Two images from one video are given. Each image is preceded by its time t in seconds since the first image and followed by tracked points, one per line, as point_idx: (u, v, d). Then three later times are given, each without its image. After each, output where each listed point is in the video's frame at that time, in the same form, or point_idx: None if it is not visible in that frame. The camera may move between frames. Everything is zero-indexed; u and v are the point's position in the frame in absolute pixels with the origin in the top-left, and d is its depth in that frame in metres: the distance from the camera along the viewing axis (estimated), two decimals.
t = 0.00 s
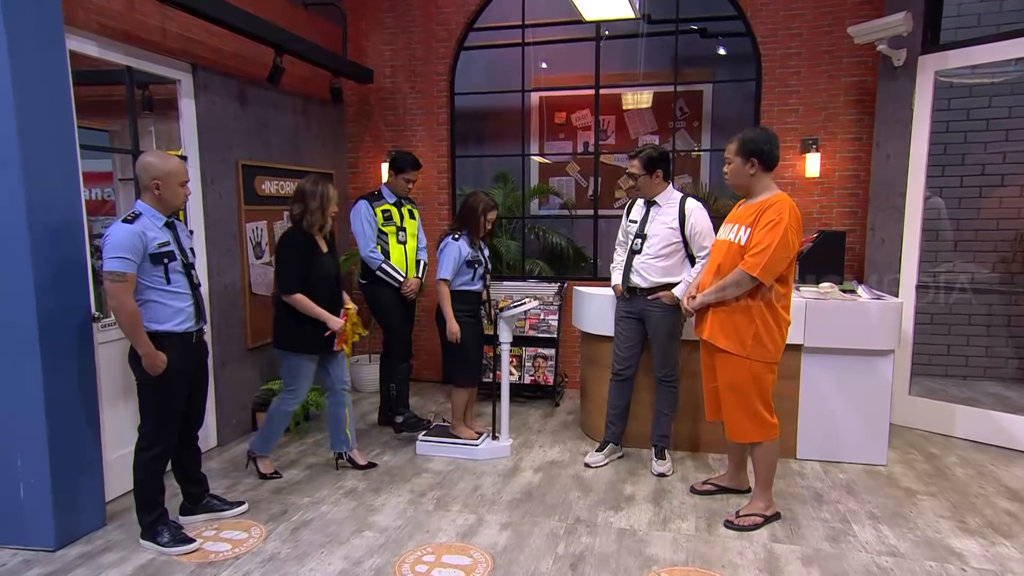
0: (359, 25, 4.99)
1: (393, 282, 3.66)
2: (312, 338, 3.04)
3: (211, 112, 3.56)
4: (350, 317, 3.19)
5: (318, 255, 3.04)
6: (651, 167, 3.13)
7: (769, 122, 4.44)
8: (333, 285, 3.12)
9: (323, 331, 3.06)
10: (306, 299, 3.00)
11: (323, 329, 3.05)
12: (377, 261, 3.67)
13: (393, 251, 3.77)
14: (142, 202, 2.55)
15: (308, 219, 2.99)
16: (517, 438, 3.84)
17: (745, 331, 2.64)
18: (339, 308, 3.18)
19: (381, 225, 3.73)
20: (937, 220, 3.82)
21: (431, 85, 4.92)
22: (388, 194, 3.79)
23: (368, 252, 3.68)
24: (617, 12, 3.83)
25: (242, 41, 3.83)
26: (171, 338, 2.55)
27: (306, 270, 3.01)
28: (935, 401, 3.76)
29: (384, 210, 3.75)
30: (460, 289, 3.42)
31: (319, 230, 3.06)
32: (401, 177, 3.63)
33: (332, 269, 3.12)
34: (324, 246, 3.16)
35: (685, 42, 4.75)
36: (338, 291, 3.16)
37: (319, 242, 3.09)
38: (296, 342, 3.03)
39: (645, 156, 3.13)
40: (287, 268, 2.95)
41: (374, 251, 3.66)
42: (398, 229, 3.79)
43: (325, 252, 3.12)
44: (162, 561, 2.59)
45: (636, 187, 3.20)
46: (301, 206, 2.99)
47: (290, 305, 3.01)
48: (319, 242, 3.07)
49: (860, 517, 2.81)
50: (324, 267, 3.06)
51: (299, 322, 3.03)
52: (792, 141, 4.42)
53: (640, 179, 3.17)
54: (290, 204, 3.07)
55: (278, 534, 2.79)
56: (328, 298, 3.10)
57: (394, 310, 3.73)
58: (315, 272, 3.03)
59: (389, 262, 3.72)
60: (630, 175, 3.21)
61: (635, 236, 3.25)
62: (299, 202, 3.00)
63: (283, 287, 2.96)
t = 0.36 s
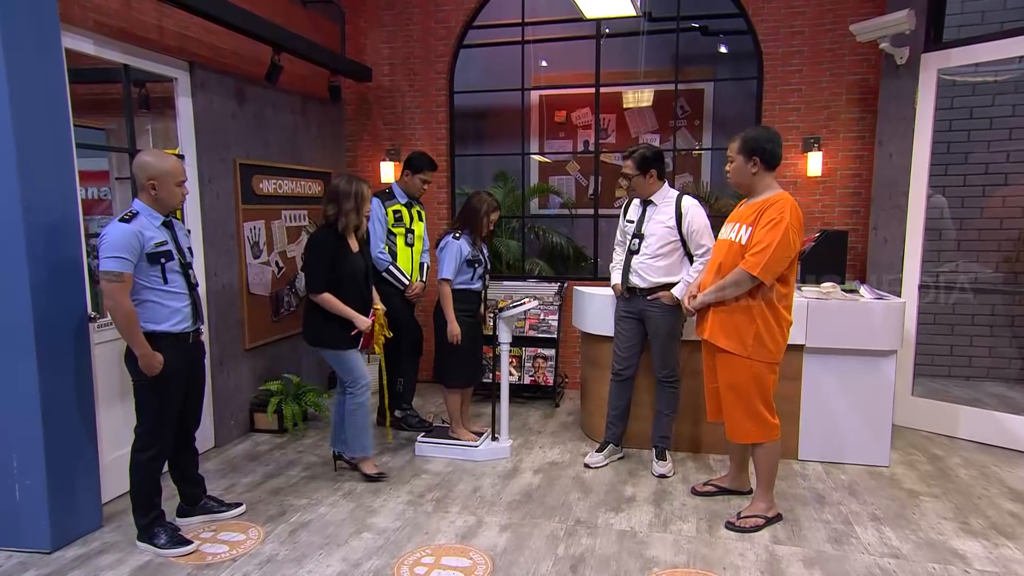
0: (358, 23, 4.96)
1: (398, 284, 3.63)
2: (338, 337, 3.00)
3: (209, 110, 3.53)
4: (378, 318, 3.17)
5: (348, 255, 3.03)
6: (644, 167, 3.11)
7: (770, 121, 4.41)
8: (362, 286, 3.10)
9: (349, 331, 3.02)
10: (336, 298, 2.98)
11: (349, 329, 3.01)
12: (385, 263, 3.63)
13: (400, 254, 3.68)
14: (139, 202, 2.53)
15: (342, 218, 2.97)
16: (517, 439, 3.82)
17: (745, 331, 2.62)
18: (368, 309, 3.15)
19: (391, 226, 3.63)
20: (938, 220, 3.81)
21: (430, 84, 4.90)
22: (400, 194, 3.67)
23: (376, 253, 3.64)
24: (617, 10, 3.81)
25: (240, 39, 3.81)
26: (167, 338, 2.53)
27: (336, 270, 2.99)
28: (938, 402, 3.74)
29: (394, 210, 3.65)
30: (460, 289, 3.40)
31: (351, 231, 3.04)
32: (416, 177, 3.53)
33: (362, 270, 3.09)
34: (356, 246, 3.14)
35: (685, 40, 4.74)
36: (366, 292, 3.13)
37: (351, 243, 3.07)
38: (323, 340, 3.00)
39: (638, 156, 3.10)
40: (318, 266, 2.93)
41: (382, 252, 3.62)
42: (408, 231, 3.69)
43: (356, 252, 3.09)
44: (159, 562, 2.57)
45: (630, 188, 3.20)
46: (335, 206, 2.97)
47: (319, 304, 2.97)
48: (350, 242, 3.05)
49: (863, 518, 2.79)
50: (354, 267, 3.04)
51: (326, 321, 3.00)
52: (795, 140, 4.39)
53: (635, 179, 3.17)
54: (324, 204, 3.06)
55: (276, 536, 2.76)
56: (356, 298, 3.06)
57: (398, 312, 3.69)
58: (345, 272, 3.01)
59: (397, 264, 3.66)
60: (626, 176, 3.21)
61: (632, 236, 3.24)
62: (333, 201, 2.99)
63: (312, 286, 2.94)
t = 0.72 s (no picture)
0: (356, 23, 4.96)
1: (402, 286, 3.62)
2: (366, 339, 2.94)
3: (208, 109, 3.53)
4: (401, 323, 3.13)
5: (380, 257, 2.97)
6: (618, 169, 3.12)
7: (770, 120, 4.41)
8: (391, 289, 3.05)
9: (376, 333, 2.96)
10: (365, 300, 2.92)
11: (378, 332, 2.95)
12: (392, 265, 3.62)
13: (406, 257, 3.65)
14: (138, 202, 2.53)
15: (377, 219, 2.93)
16: (516, 438, 3.82)
17: (745, 330, 2.62)
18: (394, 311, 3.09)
19: (400, 227, 3.59)
20: (937, 220, 3.82)
21: (430, 83, 4.90)
22: (411, 195, 3.63)
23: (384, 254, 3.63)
24: (617, 9, 3.81)
25: (239, 38, 3.81)
26: (166, 338, 2.52)
27: (368, 271, 2.94)
28: (937, 401, 3.74)
29: (404, 211, 3.62)
30: (456, 288, 3.39)
31: (383, 234, 3.00)
32: (429, 179, 3.44)
33: (390, 272, 3.05)
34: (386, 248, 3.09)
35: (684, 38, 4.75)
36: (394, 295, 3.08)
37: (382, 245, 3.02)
38: (350, 342, 2.94)
39: (610, 159, 3.13)
40: (350, 267, 2.87)
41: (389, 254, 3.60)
42: (415, 234, 3.65)
43: (385, 254, 3.04)
44: (158, 561, 2.57)
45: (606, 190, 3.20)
46: (370, 208, 2.93)
47: (347, 305, 2.91)
48: (381, 244, 3.00)
49: (863, 518, 2.78)
50: (385, 269, 2.99)
51: (353, 322, 2.93)
52: (793, 139, 4.39)
53: (610, 182, 3.17)
54: (355, 205, 3.02)
55: (276, 535, 2.76)
56: (386, 301, 3.01)
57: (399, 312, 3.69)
58: (376, 274, 2.96)
59: (402, 266, 3.64)
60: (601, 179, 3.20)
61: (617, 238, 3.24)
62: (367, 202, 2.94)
63: (343, 287, 2.88)
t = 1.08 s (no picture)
0: (356, 22, 4.96)
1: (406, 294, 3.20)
2: (382, 341, 2.94)
3: (207, 109, 3.53)
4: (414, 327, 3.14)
5: (404, 261, 2.99)
6: (598, 170, 3.14)
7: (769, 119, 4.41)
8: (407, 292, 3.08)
9: (391, 335, 2.98)
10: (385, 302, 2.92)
11: (394, 334, 2.97)
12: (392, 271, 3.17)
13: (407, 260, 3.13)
14: (138, 202, 2.53)
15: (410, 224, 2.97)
16: (516, 438, 3.82)
17: (745, 330, 2.61)
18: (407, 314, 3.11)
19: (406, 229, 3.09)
20: (938, 219, 3.82)
21: (429, 83, 4.90)
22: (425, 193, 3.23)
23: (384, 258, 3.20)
24: (618, 9, 3.81)
25: (239, 38, 3.81)
26: (166, 338, 2.52)
27: (392, 273, 2.94)
28: (937, 401, 3.74)
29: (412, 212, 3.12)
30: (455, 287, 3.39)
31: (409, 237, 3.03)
32: (443, 183, 3.43)
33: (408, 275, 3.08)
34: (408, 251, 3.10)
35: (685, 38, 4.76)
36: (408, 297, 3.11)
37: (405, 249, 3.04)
38: (365, 341, 2.92)
39: (590, 162, 3.15)
40: (378, 268, 2.86)
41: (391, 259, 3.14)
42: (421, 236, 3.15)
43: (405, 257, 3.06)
44: (157, 561, 2.57)
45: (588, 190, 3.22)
46: (404, 211, 2.96)
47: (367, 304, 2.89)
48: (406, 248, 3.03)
49: (863, 518, 2.78)
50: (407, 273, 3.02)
51: (371, 322, 2.92)
52: (793, 139, 4.39)
53: (592, 183, 3.19)
54: (383, 205, 3.01)
55: (275, 535, 2.76)
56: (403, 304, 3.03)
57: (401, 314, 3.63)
58: (399, 276, 2.97)
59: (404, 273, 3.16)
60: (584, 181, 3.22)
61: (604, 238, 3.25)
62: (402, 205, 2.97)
63: (367, 286, 2.86)
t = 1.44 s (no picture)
0: (357, 22, 4.96)
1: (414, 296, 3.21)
2: (388, 340, 2.95)
3: (208, 109, 3.53)
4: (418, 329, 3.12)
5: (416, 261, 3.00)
6: (591, 171, 3.15)
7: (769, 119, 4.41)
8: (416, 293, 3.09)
9: (397, 334, 2.98)
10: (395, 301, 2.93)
11: (400, 334, 2.98)
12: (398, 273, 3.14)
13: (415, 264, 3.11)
14: (138, 202, 2.53)
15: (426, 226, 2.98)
16: (516, 438, 3.82)
17: (745, 330, 2.61)
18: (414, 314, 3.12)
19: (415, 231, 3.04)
20: (938, 219, 3.82)
21: (430, 83, 4.90)
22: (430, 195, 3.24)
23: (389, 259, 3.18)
24: (618, 9, 3.80)
25: (239, 38, 3.81)
26: (166, 338, 2.52)
27: (405, 272, 2.94)
28: (937, 401, 3.74)
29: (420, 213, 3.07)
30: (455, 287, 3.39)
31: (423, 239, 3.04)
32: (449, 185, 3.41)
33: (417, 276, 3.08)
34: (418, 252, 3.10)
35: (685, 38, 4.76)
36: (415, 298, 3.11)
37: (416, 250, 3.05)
38: (373, 340, 2.92)
39: (582, 163, 3.16)
40: (393, 267, 2.87)
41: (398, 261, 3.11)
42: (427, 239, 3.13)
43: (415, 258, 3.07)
44: (157, 561, 2.57)
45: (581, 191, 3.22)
46: (420, 212, 2.96)
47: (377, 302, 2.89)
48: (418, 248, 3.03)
49: (863, 518, 2.78)
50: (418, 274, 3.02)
51: (379, 321, 2.92)
52: (794, 139, 4.39)
53: (585, 184, 3.21)
54: (398, 204, 3.01)
55: (275, 535, 2.76)
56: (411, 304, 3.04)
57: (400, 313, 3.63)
58: (411, 276, 2.97)
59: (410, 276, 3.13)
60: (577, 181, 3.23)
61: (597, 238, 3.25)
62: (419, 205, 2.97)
63: (381, 284, 2.86)
